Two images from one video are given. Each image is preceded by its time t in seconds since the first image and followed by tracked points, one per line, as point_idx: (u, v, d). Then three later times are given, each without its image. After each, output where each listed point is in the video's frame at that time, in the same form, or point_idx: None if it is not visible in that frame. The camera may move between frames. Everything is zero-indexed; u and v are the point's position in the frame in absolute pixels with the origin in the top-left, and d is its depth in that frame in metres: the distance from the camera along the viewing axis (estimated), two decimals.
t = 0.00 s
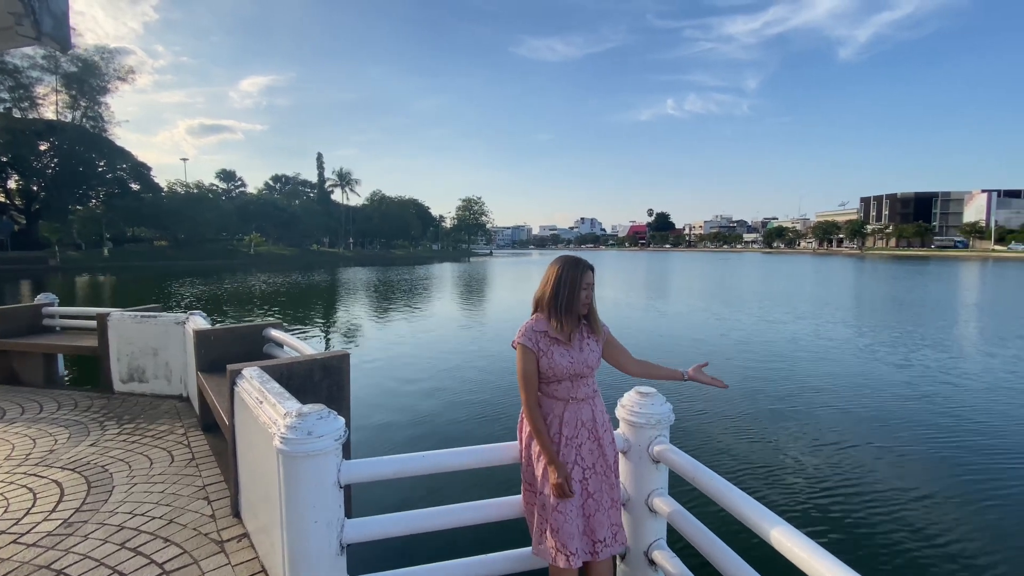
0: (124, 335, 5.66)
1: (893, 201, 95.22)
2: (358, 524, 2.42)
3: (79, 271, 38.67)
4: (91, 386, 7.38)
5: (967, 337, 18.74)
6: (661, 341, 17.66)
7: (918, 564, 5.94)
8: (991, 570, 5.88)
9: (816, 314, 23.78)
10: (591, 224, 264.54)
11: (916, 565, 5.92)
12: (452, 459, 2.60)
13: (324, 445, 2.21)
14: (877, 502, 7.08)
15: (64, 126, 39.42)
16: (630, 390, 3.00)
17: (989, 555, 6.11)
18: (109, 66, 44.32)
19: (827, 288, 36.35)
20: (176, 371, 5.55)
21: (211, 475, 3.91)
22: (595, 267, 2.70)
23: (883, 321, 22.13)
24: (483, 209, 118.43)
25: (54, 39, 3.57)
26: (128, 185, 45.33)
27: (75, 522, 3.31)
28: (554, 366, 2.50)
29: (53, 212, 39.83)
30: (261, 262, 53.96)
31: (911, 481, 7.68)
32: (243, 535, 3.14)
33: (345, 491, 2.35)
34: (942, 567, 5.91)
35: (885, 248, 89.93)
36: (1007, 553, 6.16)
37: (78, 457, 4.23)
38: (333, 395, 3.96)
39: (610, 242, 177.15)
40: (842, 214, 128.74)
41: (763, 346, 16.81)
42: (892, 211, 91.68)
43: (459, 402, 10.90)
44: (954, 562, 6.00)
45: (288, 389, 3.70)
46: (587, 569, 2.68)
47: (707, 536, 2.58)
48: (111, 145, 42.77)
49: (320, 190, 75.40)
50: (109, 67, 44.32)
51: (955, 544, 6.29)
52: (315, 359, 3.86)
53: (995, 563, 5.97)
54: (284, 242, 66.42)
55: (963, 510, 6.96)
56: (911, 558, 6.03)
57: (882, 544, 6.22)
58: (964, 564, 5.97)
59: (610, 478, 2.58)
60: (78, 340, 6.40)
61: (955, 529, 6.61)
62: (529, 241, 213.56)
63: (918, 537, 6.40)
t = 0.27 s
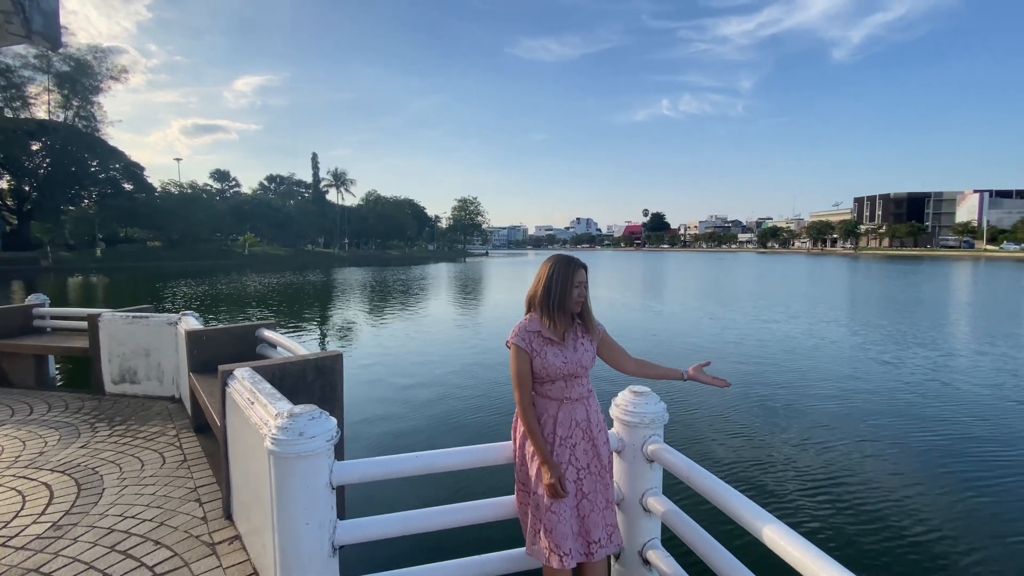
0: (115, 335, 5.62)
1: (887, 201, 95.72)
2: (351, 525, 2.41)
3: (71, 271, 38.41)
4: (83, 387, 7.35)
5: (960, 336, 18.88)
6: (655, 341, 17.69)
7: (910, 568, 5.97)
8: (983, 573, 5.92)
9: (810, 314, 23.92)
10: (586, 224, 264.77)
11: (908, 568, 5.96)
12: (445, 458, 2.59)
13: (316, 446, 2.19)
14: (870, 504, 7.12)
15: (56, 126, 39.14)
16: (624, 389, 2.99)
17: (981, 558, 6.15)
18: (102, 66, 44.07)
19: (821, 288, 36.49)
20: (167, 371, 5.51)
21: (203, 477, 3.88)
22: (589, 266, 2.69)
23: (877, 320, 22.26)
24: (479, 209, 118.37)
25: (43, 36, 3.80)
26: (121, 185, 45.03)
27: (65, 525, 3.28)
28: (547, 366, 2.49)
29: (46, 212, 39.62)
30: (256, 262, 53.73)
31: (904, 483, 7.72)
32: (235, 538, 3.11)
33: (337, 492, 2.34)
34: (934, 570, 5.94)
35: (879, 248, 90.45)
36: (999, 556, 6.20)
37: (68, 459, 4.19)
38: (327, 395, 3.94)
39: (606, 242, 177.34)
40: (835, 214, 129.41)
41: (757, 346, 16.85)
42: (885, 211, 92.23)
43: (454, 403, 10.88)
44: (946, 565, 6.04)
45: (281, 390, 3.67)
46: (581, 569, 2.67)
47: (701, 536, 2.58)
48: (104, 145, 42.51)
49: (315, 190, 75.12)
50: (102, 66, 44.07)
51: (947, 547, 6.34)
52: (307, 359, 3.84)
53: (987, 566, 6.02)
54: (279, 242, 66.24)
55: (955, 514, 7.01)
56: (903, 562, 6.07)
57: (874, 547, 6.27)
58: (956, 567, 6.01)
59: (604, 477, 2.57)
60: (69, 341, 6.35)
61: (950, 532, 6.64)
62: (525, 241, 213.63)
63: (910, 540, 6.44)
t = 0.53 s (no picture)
0: (106, 336, 5.58)
1: (880, 202, 96.32)
2: (344, 527, 2.39)
3: (64, 272, 38.18)
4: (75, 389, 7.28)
5: (952, 335, 19.01)
6: (650, 341, 17.73)
7: (905, 565, 5.99)
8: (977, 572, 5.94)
9: (804, 314, 24.04)
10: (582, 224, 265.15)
11: (902, 566, 5.98)
12: (438, 460, 2.57)
13: (307, 447, 2.18)
14: (864, 503, 7.15)
15: (48, 125, 38.89)
16: (619, 389, 2.99)
17: (974, 556, 6.18)
18: (95, 65, 43.83)
19: (815, 288, 36.66)
20: (160, 373, 5.48)
21: (195, 479, 3.85)
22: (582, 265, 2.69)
23: (870, 320, 22.39)
24: (474, 209, 118.28)
25: (33, 35, 3.78)
26: (114, 185, 44.77)
27: (55, 528, 3.24)
28: (541, 366, 2.48)
29: (37, 212, 39.34)
30: (250, 263, 53.54)
31: (897, 481, 7.76)
32: (227, 540, 3.09)
33: (329, 494, 2.32)
34: (927, 568, 5.97)
35: (872, 247, 90.95)
36: (992, 553, 6.23)
37: (58, 461, 4.16)
38: (319, 397, 3.92)
39: (601, 242, 177.63)
40: (829, 214, 130.10)
41: (752, 346, 16.89)
42: (878, 212, 92.78)
43: (448, 404, 10.86)
44: (939, 563, 6.06)
45: (273, 392, 3.65)
46: (576, 569, 2.66)
47: (694, 535, 2.58)
48: (96, 145, 42.28)
49: (310, 190, 74.93)
50: (94, 65, 43.82)
51: (940, 545, 6.36)
52: (301, 359, 3.82)
53: (980, 565, 6.04)
54: (274, 242, 66.01)
55: (948, 511, 7.04)
56: (897, 559, 6.09)
57: (867, 546, 6.29)
58: (949, 565, 6.03)
59: (598, 478, 2.57)
60: (59, 342, 6.29)
61: (942, 528, 6.66)
62: (520, 241, 213.71)
63: (904, 538, 6.47)
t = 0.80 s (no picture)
0: (98, 337, 5.54)
1: (873, 202, 96.85)
2: (336, 530, 2.37)
3: (56, 272, 37.92)
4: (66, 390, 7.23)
5: (944, 334, 19.14)
6: (646, 341, 17.73)
7: (900, 564, 6.02)
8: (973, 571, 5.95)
9: (798, 314, 24.16)
10: (577, 225, 265.24)
11: (897, 565, 5.99)
12: (432, 461, 2.55)
13: (299, 450, 2.16)
14: (859, 501, 7.17)
15: (41, 125, 38.62)
16: (612, 390, 2.99)
17: (969, 554, 6.20)
18: (88, 64, 43.56)
19: (810, 288, 36.80)
20: (152, 374, 5.44)
21: (187, 481, 3.82)
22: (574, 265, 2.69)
23: (863, 320, 22.51)
24: (470, 210, 118.23)
25: (24, 33, 3.74)
26: (107, 185, 44.49)
27: (44, 531, 3.22)
28: (535, 366, 2.47)
29: (29, 211, 39.06)
30: (245, 263, 53.33)
31: (892, 480, 7.78)
32: (218, 543, 3.07)
33: (322, 496, 2.30)
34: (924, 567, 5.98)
35: (865, 248, 91.47)
36: (987, 552, 6.25)
37: (49, 463, 4.12)
38: (312, 398, 3.91)
39: (596, 242, 177.78)
40: (823, 215, 130.76)
41: (747, 346, 16.93)
42: (872, 212, 93.33)
43: (444, 405, 10.82)
44: (936, 562, 6.07)
45: (266, 393, 3.63)
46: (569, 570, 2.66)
47: (688, 535, 2.58)
48: (89, 144, 42.02)
49: (305, 190, 74.64)
50: (87, 64, 43.56)
51: (935, 543, 6.38)
52: (293, 361, 3.80)
53: (976, 563, 6.06)
54: (268, 242, 65.79)
55: (942, 509, 7.06)
56: (893, 559, 6.10)
57: (864, 545, 6.30)
58: (944, 564, 6.05)
59: (591, 478, 2.56)
60: (51, 343, 6.24)
61: (933, 526, 6.70)
62: (516, 241, 213.74)
63: (900, 536, 6.48)
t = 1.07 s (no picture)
0: (90, 338, 5.50)
1: (867, 202, 97.38)
2: (330, 533, 2.36)
3: (49, 273, 37.68)
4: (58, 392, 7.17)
5: (937, 334, 19.26)
6: (642, 341, 17.74)
7: (895, 563, 6.03)
8: (967, 570, 5.98)
9: (792, 314, 24.26)
10: (573, 225, 265.48)
11: (892, 564, 6.01)
12: (426, 462, 2.55)
13: (292, 452, 2.15)
14: (853, 500, 7.19)
15: (34, 124, 38.36)
16: (607, 391, 2.99)
17: (963, 553, 6.22)
18: (81, 63, 43.29)
19: (805, 288, 36.93)
20: (145, 376, 5.41)
21: (179, 483, 3.80)
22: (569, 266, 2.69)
23: (858, 320, 22.62)
24: (466, 210, 118.17)
25: (15, 32, 3.71)
26: (100, 185, 44.23)
27: (36, 534, 3.19)
28: (530, 368, 2.47)
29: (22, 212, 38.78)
30: (239, 263, 53.11)
31: (886, 479, 7.81)
32: (211, 546, 3.06)
33: (315, 498, 2.29)
34: (919, 566, 5.99)
35: (859, 248, 91.95)
36: (981, 552, 6.27)
37: (40, 466, 4.09)
38: (306, 399, 3.90)
39: (592, 243, 178.02)
40: (817, 216, 131.39)
41: (742, 346, 16.96)
42: (866, 213, 93.83)
43: (439, 406, 10.81)
44: (931, 561, 6.09)
45: (259, 395, 3.62)
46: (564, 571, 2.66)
47: (683, 536, 2.58)
48: (83, 144, 41.77)
49: (300, 190, 74.38)
50: (81, 64, 43.29)
51: (930, 543, 6.40)
52: (287, 362, 3.79)
53: (970, 562, 6.08)
54: (263, 243, 65.57)
55: (937, 509, 7.09)
56: (888, 558, 6.11)
57: (859, 544, 6.31)
58: (938, 563, 6.06)
59: (585, 480, 2.56)
60: (42, 345, 6.20)
61: (927, 524, 6.73)
62: (511, 241, 213.76)
63: (895, 536, 6.50)
